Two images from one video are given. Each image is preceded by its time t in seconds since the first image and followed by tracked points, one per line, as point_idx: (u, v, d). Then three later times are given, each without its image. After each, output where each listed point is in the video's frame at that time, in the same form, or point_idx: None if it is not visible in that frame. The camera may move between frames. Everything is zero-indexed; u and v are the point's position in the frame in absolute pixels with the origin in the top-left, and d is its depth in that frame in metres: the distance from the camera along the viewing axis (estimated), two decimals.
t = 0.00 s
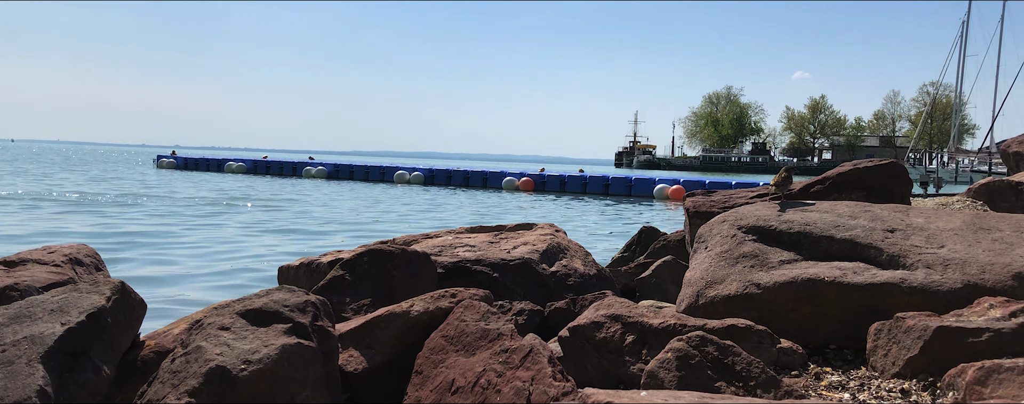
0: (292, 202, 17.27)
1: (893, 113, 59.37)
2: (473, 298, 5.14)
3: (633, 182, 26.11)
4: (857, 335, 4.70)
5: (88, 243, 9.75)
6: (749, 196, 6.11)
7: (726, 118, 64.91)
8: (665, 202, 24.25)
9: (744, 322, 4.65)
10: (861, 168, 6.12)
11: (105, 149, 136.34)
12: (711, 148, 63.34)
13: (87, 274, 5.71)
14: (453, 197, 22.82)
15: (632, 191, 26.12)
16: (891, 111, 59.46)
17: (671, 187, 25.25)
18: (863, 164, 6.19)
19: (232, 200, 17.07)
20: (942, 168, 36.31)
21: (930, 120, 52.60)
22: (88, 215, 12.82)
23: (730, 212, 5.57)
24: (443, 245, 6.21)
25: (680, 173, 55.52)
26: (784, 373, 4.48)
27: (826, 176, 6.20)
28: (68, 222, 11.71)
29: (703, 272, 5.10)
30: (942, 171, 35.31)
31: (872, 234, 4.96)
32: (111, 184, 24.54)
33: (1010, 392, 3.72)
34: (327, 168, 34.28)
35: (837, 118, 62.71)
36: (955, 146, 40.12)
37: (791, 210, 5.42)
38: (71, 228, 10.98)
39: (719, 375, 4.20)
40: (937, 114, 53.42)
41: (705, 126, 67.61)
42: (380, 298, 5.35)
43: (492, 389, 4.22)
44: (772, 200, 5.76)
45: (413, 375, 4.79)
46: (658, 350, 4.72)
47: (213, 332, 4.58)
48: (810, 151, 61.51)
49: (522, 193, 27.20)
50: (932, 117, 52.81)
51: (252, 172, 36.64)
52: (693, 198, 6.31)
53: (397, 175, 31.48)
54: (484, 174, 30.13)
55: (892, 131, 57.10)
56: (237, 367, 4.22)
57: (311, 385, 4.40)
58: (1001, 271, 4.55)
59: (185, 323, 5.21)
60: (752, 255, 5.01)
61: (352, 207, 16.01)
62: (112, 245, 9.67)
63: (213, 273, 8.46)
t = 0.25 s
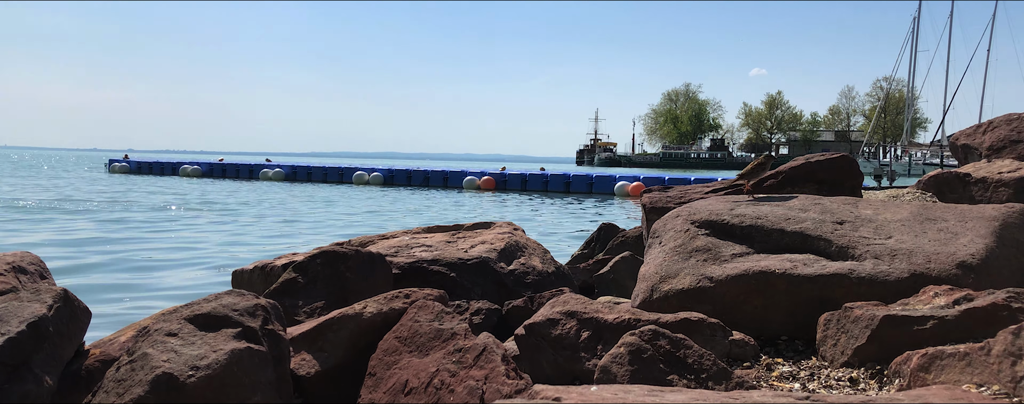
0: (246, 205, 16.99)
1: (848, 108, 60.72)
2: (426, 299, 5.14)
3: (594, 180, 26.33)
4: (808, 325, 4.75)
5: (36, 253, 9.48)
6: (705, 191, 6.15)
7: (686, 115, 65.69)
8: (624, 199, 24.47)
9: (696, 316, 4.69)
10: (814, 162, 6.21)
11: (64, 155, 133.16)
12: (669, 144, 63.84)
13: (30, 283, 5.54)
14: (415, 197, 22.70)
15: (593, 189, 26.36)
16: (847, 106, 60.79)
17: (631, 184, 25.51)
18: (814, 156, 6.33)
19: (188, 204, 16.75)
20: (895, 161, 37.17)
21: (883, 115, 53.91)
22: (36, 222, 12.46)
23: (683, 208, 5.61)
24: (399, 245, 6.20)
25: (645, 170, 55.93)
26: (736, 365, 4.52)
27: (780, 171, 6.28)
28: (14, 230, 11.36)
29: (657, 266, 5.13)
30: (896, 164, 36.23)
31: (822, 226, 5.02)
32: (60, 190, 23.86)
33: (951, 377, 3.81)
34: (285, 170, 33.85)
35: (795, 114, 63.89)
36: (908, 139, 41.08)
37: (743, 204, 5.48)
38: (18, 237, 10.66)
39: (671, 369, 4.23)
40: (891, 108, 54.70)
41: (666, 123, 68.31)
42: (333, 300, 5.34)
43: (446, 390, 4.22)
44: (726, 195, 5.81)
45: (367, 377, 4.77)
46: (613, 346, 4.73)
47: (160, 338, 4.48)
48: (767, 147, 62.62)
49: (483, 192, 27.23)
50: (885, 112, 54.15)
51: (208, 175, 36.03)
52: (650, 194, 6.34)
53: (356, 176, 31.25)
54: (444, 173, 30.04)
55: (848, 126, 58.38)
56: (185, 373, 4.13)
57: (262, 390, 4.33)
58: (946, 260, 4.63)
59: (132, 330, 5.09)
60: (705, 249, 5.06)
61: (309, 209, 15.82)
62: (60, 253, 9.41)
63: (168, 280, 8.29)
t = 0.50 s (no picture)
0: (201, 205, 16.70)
1: (803, 106, 62.13)
2: (380, 298, 5.09)
3: (554, 178, 26.55)
4: (760, 319, 4.82)
5: None
6: (661, 187, 6.19)
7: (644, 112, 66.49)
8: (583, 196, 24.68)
9: (650, 310, 4.72)
10: (767, 159, 6.32)
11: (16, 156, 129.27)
12: (629, 141, 64.36)
13: None
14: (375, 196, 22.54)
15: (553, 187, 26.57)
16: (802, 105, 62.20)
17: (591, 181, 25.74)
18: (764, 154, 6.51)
19: (143, 205, 16.40)
20: (848, 157, 38.05)
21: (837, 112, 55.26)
22: None
23: (637, 203, 5.65)
24: (354, 244, 6.22)
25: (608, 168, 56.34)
26: (689, 359, 4.55)
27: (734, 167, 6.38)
28: None
29: (612, 262, 5.17)
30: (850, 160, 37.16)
31: (772, 221, 5.10)
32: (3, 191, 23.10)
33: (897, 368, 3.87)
34: (241, 169, 33.31)
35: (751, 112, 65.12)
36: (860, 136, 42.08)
37: (696, 199, 5.53)
38: None
39: (624, 364, 4.25)
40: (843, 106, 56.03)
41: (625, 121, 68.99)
42: (286, 300, 5.32)
43: (398, 388, 4.21)
44: (680, 191, 5.86)
45: (319, 377, 4.75)
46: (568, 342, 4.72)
47: (105, 340, 4.38)
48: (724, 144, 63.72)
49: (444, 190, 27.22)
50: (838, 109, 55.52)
51: (162, 175, 35.30)
52: (607, 190, 6.37)
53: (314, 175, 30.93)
54: (402, 172, 29.91)
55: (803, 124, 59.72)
56: (130, 376, 4.04)
57: (212, 392, 4.23)
58: (893, 253, 4.69)
59: (77, 333, 4.96)
60: (659, 245, 5.11)
61: (266, 209, 15.61)
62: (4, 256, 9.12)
63: (119, 282, 8.09)
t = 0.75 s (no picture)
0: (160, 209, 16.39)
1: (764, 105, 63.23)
2: (335, 300, 5.03)
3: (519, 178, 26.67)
4: (716, 314, 4.85)
5: None
6: (621, 186, 6.20)
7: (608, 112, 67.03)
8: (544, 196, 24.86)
9: (608, 308, 4.73)
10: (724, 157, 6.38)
11: None
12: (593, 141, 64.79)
13: None
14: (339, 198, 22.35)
15: (518, 187, 26.68)
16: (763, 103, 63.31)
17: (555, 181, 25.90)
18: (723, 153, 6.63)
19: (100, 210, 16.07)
20: (809, 156, 38.73)
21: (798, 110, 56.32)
22: None
23: (595, 202, 5.66)
24: (312, 247, 6.22)
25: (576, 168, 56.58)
26: (646, 355, 4.57)
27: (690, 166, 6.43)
28: None
29: (570, 260, 5.17)
30: (811, 158, 37.89)
31: (727, 217, 5.14)
32: None
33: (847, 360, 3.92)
34: (200, 172, 32.77)
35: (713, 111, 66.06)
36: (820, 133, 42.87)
37: (654, 197, 5.55)
38: None
39: (581, 361, 4.26)
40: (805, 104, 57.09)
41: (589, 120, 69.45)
42: (241, 303, 5.27)
43: (353, 391, 4.19)
44: (639, 188, 5.88)
45: (274, 381, 4.71)
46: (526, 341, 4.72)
47: (49, 348, 4.26)
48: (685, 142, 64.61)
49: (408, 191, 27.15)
50: (798, 107, 56.59)
51: (118, 179, 34.55)
52: (567, 189, 6.36)
53: (275, 177, 30.58)
54: (365, 173, 29.75)
55: (764, 122, 60.75)
56: (76, 383, 3.93)
57: (162, 399, 4.14)
58: (845, 247, 4.73)
59: (21, 341, 4.80)
60: (616, 242, 5.12)
61: (225, 213, 15.38)
62: None
63: (73, 289, 7.90)
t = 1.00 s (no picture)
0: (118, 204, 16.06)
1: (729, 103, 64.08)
2: (293, 295, 4.98)
3: (485, 173, 26.68)
4: (676, 309, 4.89)
5: None
6: (585, 181, 6.19)
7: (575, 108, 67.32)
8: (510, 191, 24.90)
9: (568, 303, 4.73)
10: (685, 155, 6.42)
11: None
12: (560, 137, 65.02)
13: None
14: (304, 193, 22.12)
15: (484, 182, 26.70)
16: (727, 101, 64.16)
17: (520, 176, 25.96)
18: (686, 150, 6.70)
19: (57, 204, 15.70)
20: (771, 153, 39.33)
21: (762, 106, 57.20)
22: None
23: (557, 197, 5.67)
24: (271, 241, 6.14)
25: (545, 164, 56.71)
26: (605, 350, 4.59)
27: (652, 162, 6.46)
28: None
29: (531, 255, 5.16)
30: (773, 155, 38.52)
31: (687, 213, 5.18)
32: None
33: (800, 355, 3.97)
34: (160, 166, 32.18)
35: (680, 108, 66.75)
36: (781, 130, 43.58)
37: (615, 192, 5.57)
38: None
39: (539, 356, 4.26)
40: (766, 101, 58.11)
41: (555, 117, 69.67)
42: (197, 298, 5.18)
43: (309, 386, 4.15)
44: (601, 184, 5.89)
45: (229, 376, 4.64)
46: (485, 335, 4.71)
47: None
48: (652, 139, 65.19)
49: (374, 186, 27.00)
50: (762, 105, 57.49)
51: (74, 172, 33.76)
52: (531, 185, 6.36)
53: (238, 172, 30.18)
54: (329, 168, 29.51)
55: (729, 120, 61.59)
56: (23, 379, 3.86)
57: (114, 394, 4.05)
58: (801, 243, 4.78)
59: None
60: (578, 237, 5.13)
61: (186, 207, 15.12)
62: None
63: (23, 285, 7.70)
